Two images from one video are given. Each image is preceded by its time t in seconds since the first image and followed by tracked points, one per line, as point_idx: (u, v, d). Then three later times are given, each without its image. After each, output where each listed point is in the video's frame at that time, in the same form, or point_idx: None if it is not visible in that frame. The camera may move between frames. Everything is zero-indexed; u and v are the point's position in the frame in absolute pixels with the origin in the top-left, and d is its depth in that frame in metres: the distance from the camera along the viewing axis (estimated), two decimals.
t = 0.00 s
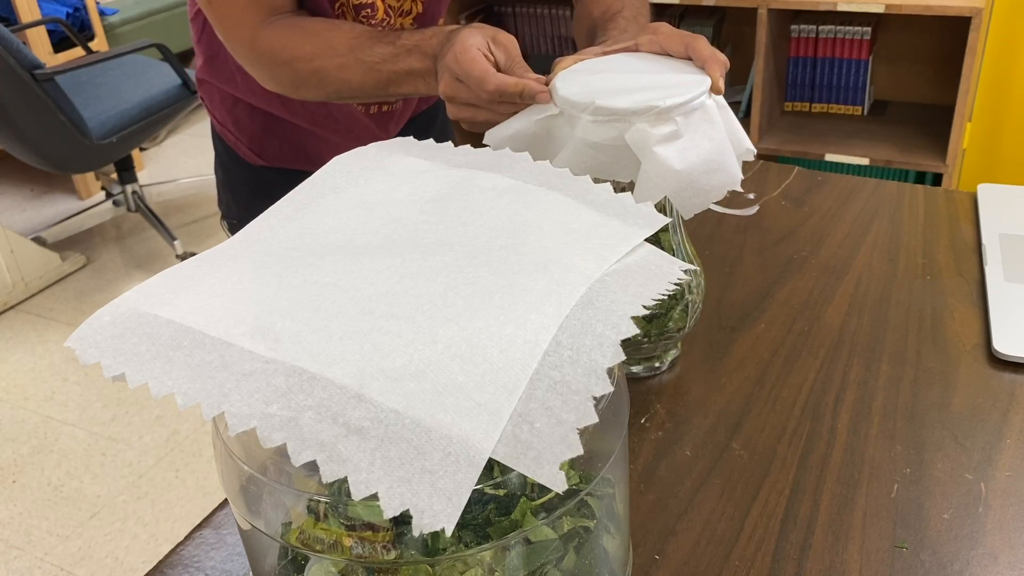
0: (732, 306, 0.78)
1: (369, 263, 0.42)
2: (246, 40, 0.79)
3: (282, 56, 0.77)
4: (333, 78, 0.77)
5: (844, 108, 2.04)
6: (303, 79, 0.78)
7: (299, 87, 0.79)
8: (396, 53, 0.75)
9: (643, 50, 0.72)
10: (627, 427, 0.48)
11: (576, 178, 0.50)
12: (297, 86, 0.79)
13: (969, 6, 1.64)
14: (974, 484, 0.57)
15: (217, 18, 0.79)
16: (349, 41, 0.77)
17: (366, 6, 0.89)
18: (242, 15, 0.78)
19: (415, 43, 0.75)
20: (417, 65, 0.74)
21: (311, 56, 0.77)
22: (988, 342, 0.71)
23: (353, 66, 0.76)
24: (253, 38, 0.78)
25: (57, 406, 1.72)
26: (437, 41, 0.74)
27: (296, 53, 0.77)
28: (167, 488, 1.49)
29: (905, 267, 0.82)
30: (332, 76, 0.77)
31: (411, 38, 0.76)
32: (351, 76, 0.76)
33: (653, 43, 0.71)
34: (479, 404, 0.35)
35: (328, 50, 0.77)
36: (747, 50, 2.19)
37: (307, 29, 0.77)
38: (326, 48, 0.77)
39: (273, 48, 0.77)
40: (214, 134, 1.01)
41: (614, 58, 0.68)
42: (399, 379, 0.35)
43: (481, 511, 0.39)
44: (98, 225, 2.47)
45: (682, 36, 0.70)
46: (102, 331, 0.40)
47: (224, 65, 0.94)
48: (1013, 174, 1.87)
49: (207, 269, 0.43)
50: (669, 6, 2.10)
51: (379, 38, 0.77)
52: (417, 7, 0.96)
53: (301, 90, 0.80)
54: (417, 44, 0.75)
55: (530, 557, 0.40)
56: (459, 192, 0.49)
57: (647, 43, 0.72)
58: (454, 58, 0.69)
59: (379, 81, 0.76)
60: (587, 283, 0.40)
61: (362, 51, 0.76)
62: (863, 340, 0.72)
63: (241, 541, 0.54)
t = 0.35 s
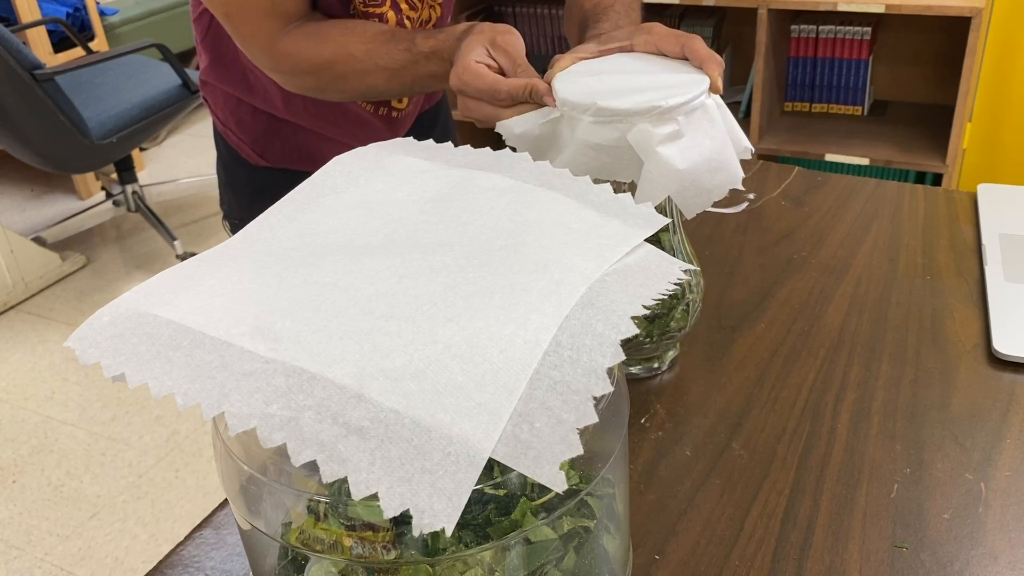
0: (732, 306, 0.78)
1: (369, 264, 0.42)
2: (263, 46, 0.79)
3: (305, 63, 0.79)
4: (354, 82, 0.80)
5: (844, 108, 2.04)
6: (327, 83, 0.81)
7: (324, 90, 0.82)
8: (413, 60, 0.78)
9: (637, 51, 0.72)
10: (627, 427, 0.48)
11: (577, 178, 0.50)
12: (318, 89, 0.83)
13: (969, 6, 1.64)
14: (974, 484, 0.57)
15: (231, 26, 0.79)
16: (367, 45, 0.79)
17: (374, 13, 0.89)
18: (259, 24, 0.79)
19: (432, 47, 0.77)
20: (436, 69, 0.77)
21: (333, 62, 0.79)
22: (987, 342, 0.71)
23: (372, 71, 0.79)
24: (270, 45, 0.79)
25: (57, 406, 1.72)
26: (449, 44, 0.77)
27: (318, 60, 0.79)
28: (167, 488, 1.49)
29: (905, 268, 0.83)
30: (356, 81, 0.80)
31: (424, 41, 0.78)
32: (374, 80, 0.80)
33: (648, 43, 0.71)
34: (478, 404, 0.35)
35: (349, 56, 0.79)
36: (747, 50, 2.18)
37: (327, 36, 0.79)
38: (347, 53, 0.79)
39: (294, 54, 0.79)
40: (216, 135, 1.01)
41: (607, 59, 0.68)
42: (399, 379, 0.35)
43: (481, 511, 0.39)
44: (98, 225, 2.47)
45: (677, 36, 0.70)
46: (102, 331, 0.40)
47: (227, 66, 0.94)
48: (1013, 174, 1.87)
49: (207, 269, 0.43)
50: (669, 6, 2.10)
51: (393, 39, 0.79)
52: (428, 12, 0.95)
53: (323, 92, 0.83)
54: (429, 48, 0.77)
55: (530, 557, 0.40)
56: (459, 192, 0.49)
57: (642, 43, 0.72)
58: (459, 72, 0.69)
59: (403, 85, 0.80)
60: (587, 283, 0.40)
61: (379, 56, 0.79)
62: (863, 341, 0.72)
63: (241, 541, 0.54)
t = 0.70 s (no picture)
0: (732, 306, 0.78)
1: (369, 264, 0.42)
2: (268, 53, 0.79)
3: (310, 66, 0.80)
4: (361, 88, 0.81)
5: (844, 108, 2.04)
6: (331, 88, 0.82)
7: (328, 94, 0.83)
8: (424, 67, 0.80)
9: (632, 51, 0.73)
10: (627, 427, 0.48)
11: (577, 178, 0.50)
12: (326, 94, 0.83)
13: (970, 6, 1.64)
14: (975, 484, 0.57)
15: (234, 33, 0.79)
16: (375, 53, 0.80)
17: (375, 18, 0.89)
18: (263, 31, 0.78)
19: (443, 57, 0.79)
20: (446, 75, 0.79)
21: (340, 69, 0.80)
22: (988, 342, 0.71)
23: (380, 77, 0.81)
24: (276, 52, 0.79)
25: (58, 406, 1.72)
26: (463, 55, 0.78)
27: (326, 66, 0.80)
28: (167, 488, 1.49)
29: (905, 268, 0.83)
30: (361, 86, 0.81)
31: (438, 50, 0.80)
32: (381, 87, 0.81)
33: (642, 43, 0.72)
34: (478, 404, 0.35)
35: (356, 63, 0.80)
36: (747, 50, 2.19)
37: (334, 43, 0.80)
38: (354, 60, 0.80)
39: (300, 60, 0.79)
40: (217, 135, 1.01)
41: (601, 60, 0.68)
42: (399, 379, 0.35)
43: (481, 511, 0.39)
44: (98, 225, 2.47)
45: (669, 36, 0.70)
46: (103, 331, 0.40)
47: (229, 66, 0.94)
48: (1014, 174, 1.87)
49: (207, 269, 0.43)
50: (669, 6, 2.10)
51: (403, 48, 0.81)
52: (430, 14, 0.95)
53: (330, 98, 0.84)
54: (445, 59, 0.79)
55: (530, 557, 0.40)
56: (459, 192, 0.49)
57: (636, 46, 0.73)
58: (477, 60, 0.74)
59: (408, 93, 0.81)
60: (587, 283, 0.40)
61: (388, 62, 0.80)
62: (863, 340, 0.72)
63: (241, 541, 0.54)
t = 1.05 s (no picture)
0: (732, 306, 0.78)
1: (369, 264, 0.42)
2: (280, 60, 0.80)
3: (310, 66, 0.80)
4: (374, 101, 0.81)
5: (844, 108, 2.04)
6: (343, 99, 0.82)
7: (341, 105, 0.83)
8: (442, 87, 0.78)
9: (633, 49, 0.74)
10: (627, 427, 0.48)
11: (576, 178, 0.50)
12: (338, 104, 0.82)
13: (970, 6, 1.64)
14: (975, 484, 0.57)
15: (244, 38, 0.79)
16: (391, 68, 0.80)
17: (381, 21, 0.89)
18: (277, 36, 0.79)
19: (461, 77, 0.77)
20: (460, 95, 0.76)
21: (354, 80, 0.80)
22: (988, 342, 0.71)
23: (395, 93, 0.80)
24: (287, 57, 0.80)
25: (58, 406, 1.72)
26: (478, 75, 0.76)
27: (338, 77, 0.80)
28: (167, 488, 1.49)
29: (905, 267, 0.82)
30: (374, 99, 0.81)
31: (457, 71, 0.78)
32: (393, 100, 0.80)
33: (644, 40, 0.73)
34: (478, 404, 0.35)
35: (371, 76, 0.80)
36: (746, 50, 2.19)
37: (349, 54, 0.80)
38: (368, 73, 0.80)
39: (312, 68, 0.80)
40: (217, 135, 1.01)
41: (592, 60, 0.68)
42: (399, 379, 0.35)
43: (481, 511, 0.39)
44: (98, 225, 2.47)
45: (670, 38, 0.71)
46: (103, 331, 0.40)
47: (229, 65, 0.94)
48: (1014, 174, 1.87)
49: (207, 269, 0.43)
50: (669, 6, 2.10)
51: (425, 68, 0.80)
52: (432, 14, 0.95)
53: (341, 107, 0.83)
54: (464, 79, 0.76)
55: (530, 557, 0.40)
56: (458, 192, 0.49)
57: (638, 44, 0.74)
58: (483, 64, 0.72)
59: (422, 112, 0.79)
60: (587, 283, 0.40)
61: (406, 80, 0.80)
62: (863, 340, 0.72)
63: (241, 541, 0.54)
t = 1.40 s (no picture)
0: (732, 306, 0.78)
1: (369, 264, 0.42)
2: (288, 59, 0.80)
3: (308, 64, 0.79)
4: (379, 105, 0.79)
5: (844, 108, 2.04)
6: (347, 102, 0.81)
7: (346, 108, 0.82)
8: (446, 91, 0.77)
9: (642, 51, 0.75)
10: (627, 427, 0.48)
11: (576, 178, 0.51)
12: (342, 106, 0.82)
13: (970, 6, 1.64)
14: (975, 484, 0.57)
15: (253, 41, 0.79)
16: (397, 74, 0.79)
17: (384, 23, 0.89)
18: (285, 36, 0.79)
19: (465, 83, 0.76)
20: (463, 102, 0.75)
21: (357, 83, 0.79)
22: (988, 342, 0.71)
23: (400, 97, 0.78)
24: (296, 56, 0.80)
25: (58, 406, 1.72)
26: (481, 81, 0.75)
27: (344, 80, 0.79)
28: (167, 488, 1.49)
29: (905, 267, 0.82)
30: (379, 103, 0.79)
31: (461, 76, 0.77)
32: (398, 104, 0.79)
33: (649, 43, 0.74)
34: (478, 404, 0.35)
35: (377, 80, 0.79)
36: (746, 50, 2.19)
37: (355, 57, 0.79)
38: (372, 77, 0.79)
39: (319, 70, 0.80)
40: (215, 135, 1.01)
41: (589, 63, 0.67)
42: (399, 379, 0.35)
43: (481, 511, 0.39)
44: (98, 225, 2.47)
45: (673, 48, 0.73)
46: (102, 331, 0.40)
47: (227, 65, 0.94)
48: (1014, 174, 1.87)
49: (207, 269, 0.43)
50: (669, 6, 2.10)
51: (430, 74, 0.78)
52: (435, 17, 0.96)
53: (346, 110, 0.82)
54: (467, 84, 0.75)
55: (530, 557, 0.40)
56: (458, 192, 0.49)
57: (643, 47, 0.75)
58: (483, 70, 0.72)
59: (427, 117, 0.78)
60: (587, 283, 0.40)
61: (411, 84, 0.78)
62: (863, 341, 0.72)
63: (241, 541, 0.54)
